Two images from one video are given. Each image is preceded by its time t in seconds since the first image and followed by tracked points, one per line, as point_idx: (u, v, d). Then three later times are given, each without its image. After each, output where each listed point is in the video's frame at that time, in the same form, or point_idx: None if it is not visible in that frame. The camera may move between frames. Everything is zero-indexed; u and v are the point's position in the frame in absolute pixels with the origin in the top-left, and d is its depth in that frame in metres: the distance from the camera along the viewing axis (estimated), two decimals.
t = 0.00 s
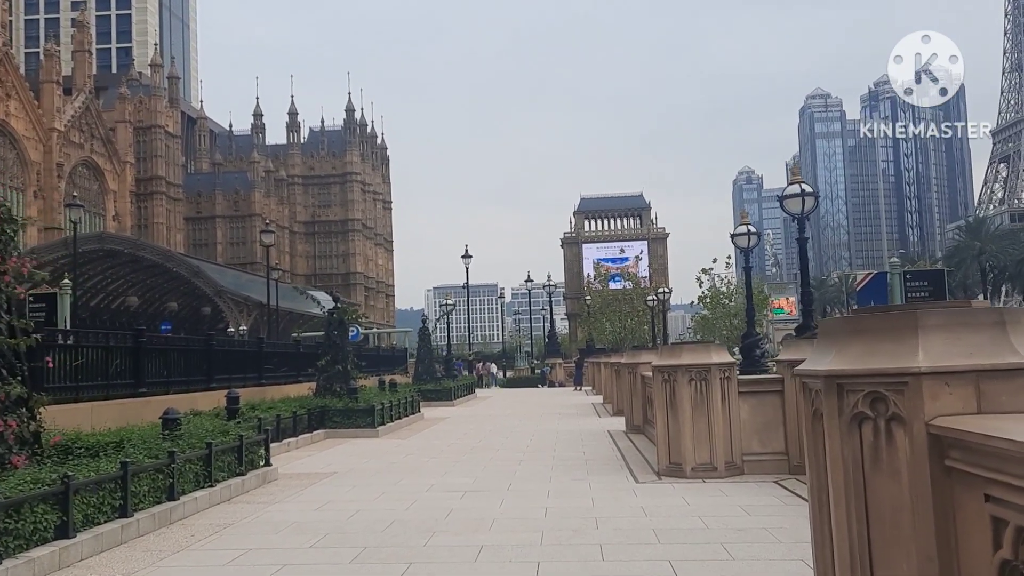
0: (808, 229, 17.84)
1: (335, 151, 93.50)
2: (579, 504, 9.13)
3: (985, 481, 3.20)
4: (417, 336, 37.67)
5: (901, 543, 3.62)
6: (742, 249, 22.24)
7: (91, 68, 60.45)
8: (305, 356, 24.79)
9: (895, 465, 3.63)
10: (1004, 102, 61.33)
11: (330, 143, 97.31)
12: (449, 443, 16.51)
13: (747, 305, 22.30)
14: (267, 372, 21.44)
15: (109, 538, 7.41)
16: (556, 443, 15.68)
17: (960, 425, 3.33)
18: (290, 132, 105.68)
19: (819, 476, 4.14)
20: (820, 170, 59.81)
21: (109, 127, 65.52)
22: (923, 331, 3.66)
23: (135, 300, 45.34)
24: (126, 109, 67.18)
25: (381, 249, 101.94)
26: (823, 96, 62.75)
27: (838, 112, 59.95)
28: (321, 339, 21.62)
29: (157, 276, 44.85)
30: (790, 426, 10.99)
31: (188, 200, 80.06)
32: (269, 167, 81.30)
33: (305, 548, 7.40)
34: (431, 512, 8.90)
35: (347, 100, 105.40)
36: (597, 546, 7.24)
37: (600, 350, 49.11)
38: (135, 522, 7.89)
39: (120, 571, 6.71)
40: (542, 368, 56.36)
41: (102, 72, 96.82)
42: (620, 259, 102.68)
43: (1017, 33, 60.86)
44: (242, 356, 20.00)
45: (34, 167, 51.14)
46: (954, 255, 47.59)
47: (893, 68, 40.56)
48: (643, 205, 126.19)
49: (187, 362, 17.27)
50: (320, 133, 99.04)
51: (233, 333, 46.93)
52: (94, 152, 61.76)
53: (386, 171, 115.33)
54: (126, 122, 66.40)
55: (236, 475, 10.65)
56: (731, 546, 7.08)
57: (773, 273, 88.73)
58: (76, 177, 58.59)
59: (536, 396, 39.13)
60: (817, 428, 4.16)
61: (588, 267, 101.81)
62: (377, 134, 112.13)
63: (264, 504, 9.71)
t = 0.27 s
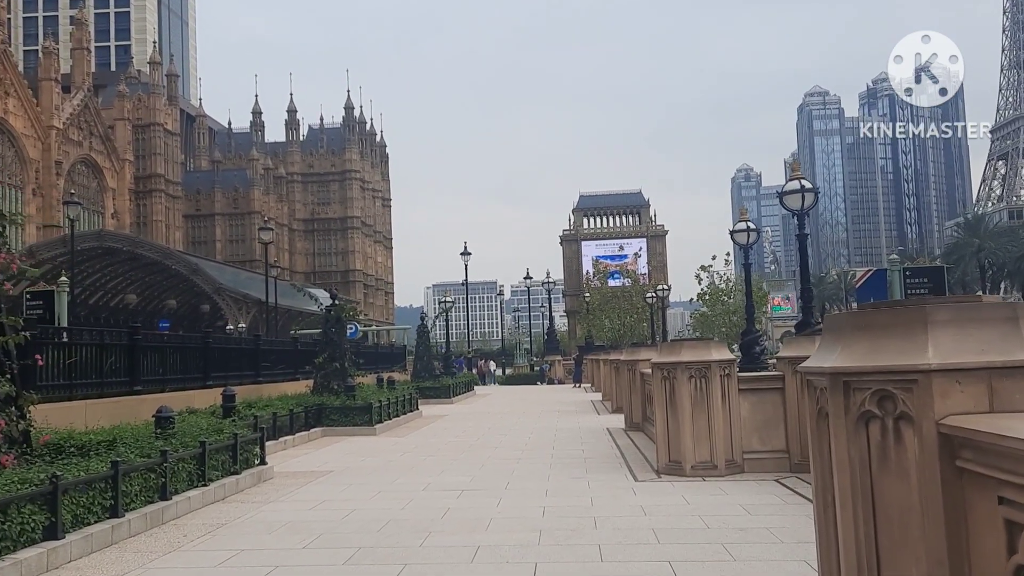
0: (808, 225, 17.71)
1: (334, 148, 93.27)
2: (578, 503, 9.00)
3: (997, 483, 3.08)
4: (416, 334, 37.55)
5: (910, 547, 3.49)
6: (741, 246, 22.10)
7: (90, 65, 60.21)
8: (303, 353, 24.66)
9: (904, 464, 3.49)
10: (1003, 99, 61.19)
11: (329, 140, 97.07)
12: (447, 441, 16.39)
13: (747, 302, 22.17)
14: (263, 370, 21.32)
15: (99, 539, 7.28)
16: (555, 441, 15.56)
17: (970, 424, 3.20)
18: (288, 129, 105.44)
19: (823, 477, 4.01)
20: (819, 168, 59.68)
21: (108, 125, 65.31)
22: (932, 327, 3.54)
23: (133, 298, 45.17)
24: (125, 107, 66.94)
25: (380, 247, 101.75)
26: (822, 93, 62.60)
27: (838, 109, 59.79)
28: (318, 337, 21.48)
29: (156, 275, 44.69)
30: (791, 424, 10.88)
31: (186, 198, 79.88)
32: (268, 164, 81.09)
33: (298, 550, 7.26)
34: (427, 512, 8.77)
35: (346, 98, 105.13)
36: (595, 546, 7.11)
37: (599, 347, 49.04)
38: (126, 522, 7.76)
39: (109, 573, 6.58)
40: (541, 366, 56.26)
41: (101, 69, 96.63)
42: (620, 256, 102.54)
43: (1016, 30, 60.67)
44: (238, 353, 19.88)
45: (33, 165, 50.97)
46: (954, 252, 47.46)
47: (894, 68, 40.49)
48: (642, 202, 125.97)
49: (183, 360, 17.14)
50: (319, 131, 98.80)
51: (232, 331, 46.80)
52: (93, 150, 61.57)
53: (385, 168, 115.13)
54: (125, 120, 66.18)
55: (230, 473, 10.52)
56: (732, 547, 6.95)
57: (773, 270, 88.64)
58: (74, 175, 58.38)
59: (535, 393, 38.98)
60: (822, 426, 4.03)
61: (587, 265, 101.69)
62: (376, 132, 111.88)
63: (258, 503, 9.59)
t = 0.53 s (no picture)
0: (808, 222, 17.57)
1: (333, 148, 93.09)
2: (574, 505, 8.86)
3: (1006, 485, 2.93)
4: (414, 333, 37.41)
5: (914, 551, 3.33)
6: (741, 244, 21.95)
7: (87, 65, 60.01)
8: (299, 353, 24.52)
9: (908, 466, 3.34)
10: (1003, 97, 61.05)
11: (327, 140, 96.93)
12: (443, 441, 16.24)
13: (747, 301, 22.03)
14: (260, 370, 21.17)
15: (84, 542, 7.14)
16: (553, 441, 15.44)
17: (977, 425, 3.05)
18: (287, 129, 105.23)
19: (823, 478, 3.87)
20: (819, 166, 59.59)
21: (107, 125, 65.18)
22: (938, 321, 3.39)
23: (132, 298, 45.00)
24: (123, 107, 66.73)
25: (379, 247, 101.62)
26: (822, 91, 62.47)
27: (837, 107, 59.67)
28: (314, 336, 21.35)
29: (154, 274, 44.53)
30: (792, 423, 10.73)
31: (185, 198, 79.76)
32: (267, 164, 80.88)
33: (288, 553, 7.12)
34: (421, 513, 8.63)
35: (345, 97, 104.88)
36: (591, 548, 6.97)
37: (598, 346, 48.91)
38: (113, 525, 7.61)
39: None
40: (540, 365, 56.14)
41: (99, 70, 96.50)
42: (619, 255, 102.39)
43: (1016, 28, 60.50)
44: (234, 353, 19.73)
45: (30, 165, 50.85)
46: (954, 250, 47.32)
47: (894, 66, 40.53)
48: (641, 201, 125.80)
49: (177, 361, 17.00)
50: (318, 131, 98.65)
51: (231, 331, 46.66)
52: (92, 150, 61.44)
53: (384, 168, 114.98)
54: (123, 120, 66.05)
55: (223, 475, 10.38)
56: (731, 549, 6.81)
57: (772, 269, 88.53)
58: (72, 175, 58.18)
59: (534, 392, 38.81)
60: (822, 426, 3.89)
61: (586, 264, 101.56)
62: (375, 131, 111.68)
63: (249, 506, 9.43)
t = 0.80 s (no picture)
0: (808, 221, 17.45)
1: (333, 148, 92.91)
2: (571, 507, 8.72)
3: (1016, 491, 2.80)
4: (413, 333, 37.28)
5: (921, 559, 3.21)
6: (740, 244, 21.82)
7: (87, 65, 59.85)
8: (296, 353, 24.39)
9: (913, 471, 3.22)
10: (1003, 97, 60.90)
11: (327, 140, 96.77)
12: (441, 442, 16.11)
13: (747, 300, 21.89)
14: (256, 370, 21.03)
15: (71, 546, 7.01)
16: (552, 442, 15.32)
17: (985, 428, 2.93)
18: (287, 129, 105.07)
19: (826, 483, 3.75)
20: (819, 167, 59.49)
21: (106, 125, 65.09)
22: (946, 321, 3.26)
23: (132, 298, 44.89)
24: (123, 106, 66.56)
25: (379, 246, 101.51)
26: (822, 91, 62.38)
27: (837, 107, 59.56)
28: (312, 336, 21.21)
29: (154, 274, 44.32)
30: (792, 424, 10.60)
31: (185, 198, 79.59)
32: (266, 164, 80.71)
33: (279, 556, 6.99)
34: (416, 515, 8.49)
35: (345, 97, 104.71)
36: (588, 552, 6.85)
37: (598, 347, 48.84)
38: (101, 527, 7.48)
39: None
40: (539, 365, 56.00)
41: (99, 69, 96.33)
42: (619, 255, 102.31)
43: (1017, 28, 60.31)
44: (230, 353, 19.59)
45: (30, 164, 50.70)
46: (954, 250, 47.22)
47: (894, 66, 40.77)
48: (641, 201, 125.70)
49: (173, 361, 16.86)
50: (318, 130, 98.48)
51: (231, 330, 46.47)
52: (91, 149, 61.31)
53: (384, 168, 114.82)
54: (123, 119, 65.94)
55: (216, 476, 10.25)
56: (730, 553, 6.68)
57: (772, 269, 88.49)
58: (72, 175, 58.00)
59: (533, 392, 38.67)
60: (824, 430, 3.76)
61: (586, 264, 101.46)
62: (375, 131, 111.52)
63: (242, 507, 9.30)
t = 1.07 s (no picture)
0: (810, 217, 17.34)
1: (334, 145, 92.74)
2: (570, 507, 8.59)
3: None
4: (413, 330, 37.15)
5: (935, 562, 3.06)
6: (743, 241, 21.67)
7: (88, 61, 59.70)
8: (295, 350, 24.27)
9: (927, 472, 3.07)
10: (1005, 96, 60.63)
11: (328, 137, 96.61)
12: (440, 440, 15.96)
13: (748, 297, 21.75)
14: (255, 367, 20.91)
15: (61, 545, 6.87)
16: (552, 440, 15.19)
17: (1002, 427, 2.79)
18: (287, 126, 104.90)
19: (834, 485, 3.62)
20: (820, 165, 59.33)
21: (107, 121, 64.96)
22: (960, 315, 3.13)
23: (132, 295, 44.55)
24: (123, 102, 66.42)
25: (380, 243, 101.33)
26: (823, 90, 62.23)
27: (838, 106, 59.40)
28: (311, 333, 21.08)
29: (154, 271, 44.10)
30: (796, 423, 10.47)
31: (185, 194, 79.44)
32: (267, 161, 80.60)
33: (273, 557, 6.86)
34: (413, 515, 8.35)
35: (346, 94, 104.49)
36: (588, 553, 6.70)
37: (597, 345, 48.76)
38: (93, 526, 7.34)
39: None
40: (540, 363, 55.89)
41: (100, 65, 96.15)
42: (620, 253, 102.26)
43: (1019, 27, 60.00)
44: (228, 350, 19.47)
45: (30, 160, 50.57)
46: (956, 249, 47.04)
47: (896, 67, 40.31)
48: (642, 199, 125.58)
49: (171, 357, 16.74)
50: (318, 128, 98.32)
51: (231, 327, 46.25)
52: (92, 146, 61.17)
53: (385, 165, 114.64)
54: (123, 116, 65.80)
55: (211, 474, 10.13)
56: (732, 554, 6.55)
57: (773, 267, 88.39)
58: (72, 171, 57.81)
59: (534, 390, 38.52)
60: (834, 428, 3.61)
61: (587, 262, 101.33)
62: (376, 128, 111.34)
63: (236, 506, 9.17)
